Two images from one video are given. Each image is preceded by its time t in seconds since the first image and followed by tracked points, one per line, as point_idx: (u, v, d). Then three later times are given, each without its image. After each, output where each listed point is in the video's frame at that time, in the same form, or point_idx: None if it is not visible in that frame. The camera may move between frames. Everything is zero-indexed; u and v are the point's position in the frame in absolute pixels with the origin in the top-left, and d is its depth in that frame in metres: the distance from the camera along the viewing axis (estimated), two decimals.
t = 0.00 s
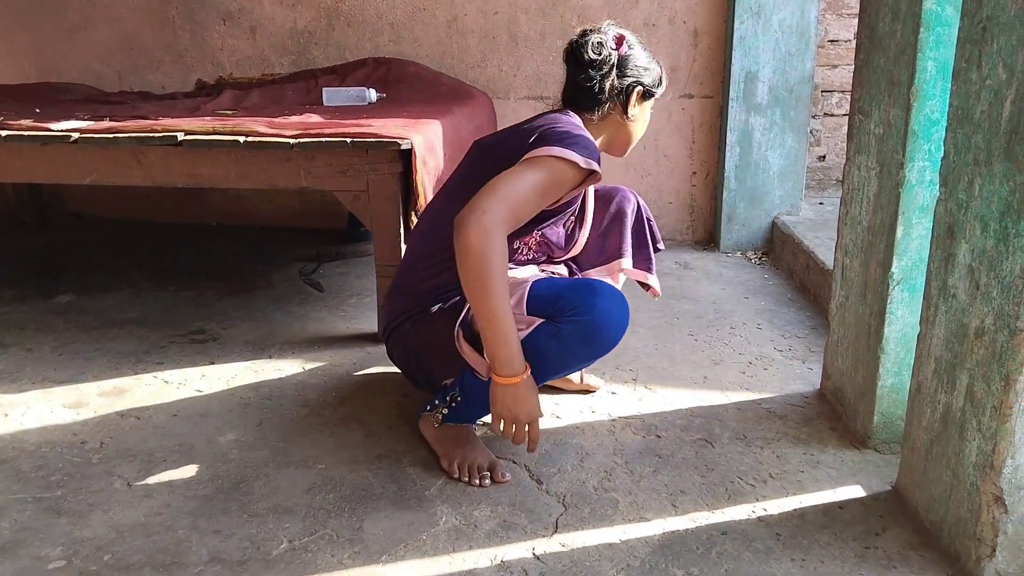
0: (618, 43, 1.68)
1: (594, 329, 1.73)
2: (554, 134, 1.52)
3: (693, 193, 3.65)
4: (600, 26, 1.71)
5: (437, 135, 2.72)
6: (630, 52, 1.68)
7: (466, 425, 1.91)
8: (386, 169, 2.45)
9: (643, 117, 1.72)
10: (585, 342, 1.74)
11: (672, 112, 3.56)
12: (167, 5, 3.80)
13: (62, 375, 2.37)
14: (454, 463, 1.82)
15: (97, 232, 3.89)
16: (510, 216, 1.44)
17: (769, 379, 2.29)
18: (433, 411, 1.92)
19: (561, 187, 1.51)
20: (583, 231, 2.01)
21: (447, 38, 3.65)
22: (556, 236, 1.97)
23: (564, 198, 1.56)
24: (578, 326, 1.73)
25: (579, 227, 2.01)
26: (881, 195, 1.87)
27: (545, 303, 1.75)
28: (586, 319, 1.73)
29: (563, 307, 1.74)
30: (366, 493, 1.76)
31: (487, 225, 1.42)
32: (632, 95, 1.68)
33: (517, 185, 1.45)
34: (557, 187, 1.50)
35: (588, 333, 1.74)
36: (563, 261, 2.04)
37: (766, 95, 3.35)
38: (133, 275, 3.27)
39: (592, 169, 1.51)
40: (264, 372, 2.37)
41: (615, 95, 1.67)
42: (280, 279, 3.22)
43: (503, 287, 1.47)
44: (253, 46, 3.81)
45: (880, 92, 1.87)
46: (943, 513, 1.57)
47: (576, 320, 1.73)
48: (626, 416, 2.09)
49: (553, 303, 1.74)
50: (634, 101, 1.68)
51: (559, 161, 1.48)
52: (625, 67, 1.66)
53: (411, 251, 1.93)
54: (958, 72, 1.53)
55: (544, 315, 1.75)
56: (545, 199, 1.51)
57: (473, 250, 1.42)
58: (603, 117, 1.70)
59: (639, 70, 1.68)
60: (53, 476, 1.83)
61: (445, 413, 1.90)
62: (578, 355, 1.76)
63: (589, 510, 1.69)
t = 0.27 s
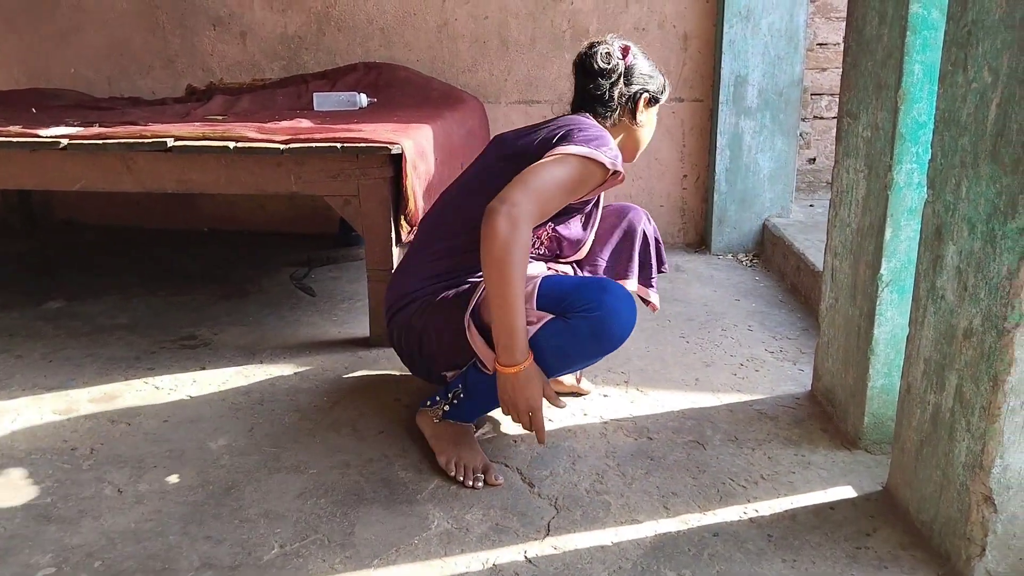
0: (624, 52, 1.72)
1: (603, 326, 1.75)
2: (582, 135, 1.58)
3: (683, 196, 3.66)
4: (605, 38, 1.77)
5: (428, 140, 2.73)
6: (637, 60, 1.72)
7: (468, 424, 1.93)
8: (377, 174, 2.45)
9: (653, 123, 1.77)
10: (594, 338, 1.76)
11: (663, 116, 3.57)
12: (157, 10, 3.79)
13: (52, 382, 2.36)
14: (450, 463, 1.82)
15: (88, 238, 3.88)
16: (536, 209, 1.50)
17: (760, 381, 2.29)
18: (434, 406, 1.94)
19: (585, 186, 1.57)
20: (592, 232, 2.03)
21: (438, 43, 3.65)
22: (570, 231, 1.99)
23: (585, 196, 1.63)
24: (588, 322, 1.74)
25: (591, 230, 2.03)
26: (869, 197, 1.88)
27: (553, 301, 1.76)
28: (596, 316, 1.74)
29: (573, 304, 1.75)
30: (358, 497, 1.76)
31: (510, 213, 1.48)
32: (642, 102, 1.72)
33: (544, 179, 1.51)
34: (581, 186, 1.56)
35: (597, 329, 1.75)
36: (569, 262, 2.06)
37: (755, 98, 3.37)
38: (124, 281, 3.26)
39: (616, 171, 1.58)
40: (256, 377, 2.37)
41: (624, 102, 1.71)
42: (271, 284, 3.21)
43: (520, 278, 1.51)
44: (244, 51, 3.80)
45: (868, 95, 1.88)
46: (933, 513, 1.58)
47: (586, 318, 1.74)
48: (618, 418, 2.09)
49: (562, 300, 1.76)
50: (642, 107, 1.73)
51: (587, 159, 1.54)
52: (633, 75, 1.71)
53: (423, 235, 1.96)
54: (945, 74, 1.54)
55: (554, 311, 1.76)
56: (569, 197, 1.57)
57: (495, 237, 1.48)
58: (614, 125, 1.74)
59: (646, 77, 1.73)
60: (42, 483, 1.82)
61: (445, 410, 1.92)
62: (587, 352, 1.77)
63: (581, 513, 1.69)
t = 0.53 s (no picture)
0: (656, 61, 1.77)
1: (587, 309, 1.75)
2: (594, 135, 1.61)
3: (680, 195, 3.66)
4: (640, 43, 1.81)
5: (424, 137, 2.72)
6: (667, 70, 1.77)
7: (459, 424, 1.91)
8: (372, 171, 2.44)
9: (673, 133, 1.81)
10: (579, 322, 1.75)
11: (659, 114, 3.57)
12: (154, 6, 3.78)
13: (45, 378, 2.35)
14: (443, 461, 1.82)
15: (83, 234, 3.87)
16: (536, 206, 1.51)
17: (754, 380, 2.29)
18: (425, 408, 1.94)
19: (590, 186, 1.58)
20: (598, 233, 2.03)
21: (435, 40, 3.64)
22: (575, 231, 1.98)
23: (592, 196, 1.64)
24: (572, 306, 1.74)
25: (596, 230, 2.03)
26: (864, 197, 1.87)
27: (538, 288, 1.77)
28: (580, 298, 1.75)
29: (557, 290, 1.76)
30: (351, 495, 1.76)
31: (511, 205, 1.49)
32: (668, 110, 1.76)
33: (550, 175, 1.52)
34: (587, 186, 1.58)
35: (582, 313, 1.75)
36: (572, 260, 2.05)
37: (752, 97, 3.37)
38: (118, 277, 3.25)
39: (624, 175, 1.60)
40: (249, 374, 2.36)
41: (650, 108, 1.75)
42: (266, 280, 3.21)
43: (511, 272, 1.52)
44: (241, 47, 3.79)
45: (863, 94, 1.88)
46: (925, 513, 1.58)
47: (569, 300, 1.74)
48: (612, 417, 2.09)
49: (545, 286, 1.77)
50: (667, 116, 1.76)
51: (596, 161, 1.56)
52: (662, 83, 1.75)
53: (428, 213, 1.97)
54: (940, 74, 1.54)
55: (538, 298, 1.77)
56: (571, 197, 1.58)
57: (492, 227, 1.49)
58: (636, 130, 1.77)
59: (674, 88, 1.76)
60: (34, 480, 1.82)
61: (435, 410, 1.91)
62: (572, 337, 1.77)
63: (574, 511, 1.69)
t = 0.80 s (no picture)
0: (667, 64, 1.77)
1: (567, 289, 1.78)
2: (586, 142, 1.67)
3: (674, 195, 3.67)
4: (653, 43, 1.82)
5: (418, 138, 2.72)
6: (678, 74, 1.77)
7: (452, 426, 1.89)
8: (366, 172, 2.44)
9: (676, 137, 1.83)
10: (560, 303, 1.79)
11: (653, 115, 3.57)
12: (146, 8, 3.77)
13: (39, 382, 2.34)
14: (439, 465, 1.81)
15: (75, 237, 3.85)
16: (502, 214, 1.63)
17: (749, 380, 2.30)
18: (418, 411, 1.92)
19: (571, 194, 1.66)
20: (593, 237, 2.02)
21: (428, 41, 3.64)
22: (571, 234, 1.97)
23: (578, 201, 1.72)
24: (551, 287, 1.78)
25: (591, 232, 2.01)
26: (857, 197, 1.88)
27: (521, 272, 1.81)
28: (559, 279, 1.78)
29: (537, 274, 1.81)
30: (347, 497, 1.75)
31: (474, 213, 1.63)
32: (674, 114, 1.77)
33: (523, 184, 1.62)
34: (566, 196, 1.66)
35: (562, 294, 1.78)
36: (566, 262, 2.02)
37: (745, 97, 3.37)
38: (112, 280, 3.24)
39: (610, 185, 1.66)
40: (244, 377, 2.36)
41: (657, 110, 1.76)
42: (261, 282, 3.20)
43: (460, 271, 1.70)
44: (233, 49, 3.79)
45: (856, 94, 1.89)
46: (921, 512, 1.59)
47: (549, 283, 1.78)
48: (608, 417, 2.09)
49: (526, 272, 1.81)
50: (673, 120, 1.78)
51: (575, 172, 1.63)
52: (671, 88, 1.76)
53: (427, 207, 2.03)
54: (932, 74, 1.55)
55: (519, 283, 1.81)
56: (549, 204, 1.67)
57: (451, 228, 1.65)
58: (641, 131, 1.79)
59: (683, 93, 1.77)
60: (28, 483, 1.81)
61: (428, 413, 1.90)
62: (553, 319, 1.80)
63: (570, 512, 1.69)
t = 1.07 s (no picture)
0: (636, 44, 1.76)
1: (550, 262, 1.79)
2: (558, 135, 1.73)
3: (677, 199, 3.67)
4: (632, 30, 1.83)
5: (422, 140, 2.72)
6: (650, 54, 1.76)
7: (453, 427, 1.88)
8: (371, 174, 2.45)
9: (661, 120, 1.80)
10: (546, 277, 1.79)
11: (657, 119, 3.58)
12: (152, 9, 3.78)
13: (42, 381, 2.35)
14: (440, 468, 1.82)
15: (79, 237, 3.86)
16: (479, 211, 1.73)
17: (752, 384, 2.30)
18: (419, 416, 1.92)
19: (546, 185, 1.73)
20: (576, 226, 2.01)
21: (433, 43, 3.65)
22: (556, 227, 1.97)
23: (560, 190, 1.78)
24: (535, 263, 1.79)
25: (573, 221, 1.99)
26: (861, 201, 1.88)
27: (506, 258, 1.83)
28: (542, 255, 1.79)
29: (521, 255, 1.82)
30: (349, 499, 1.76)
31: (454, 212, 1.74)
32: (648, 97, 1.76)
33: (495, 181, 1.71)
34: (541, 187, 1.73)
35: (546, 268, 1.79)
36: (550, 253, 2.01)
37: (750, 101, 3.37)
38: (116, 280, 3.25)
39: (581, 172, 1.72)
40: (247, 378, 2.36)
41: (629, 95, 1.77)
42: (264, 284, 3.21)
43: (461, 267, 1.82)
44: (238, 50, 3.79)
45: (861, 99, 1.89)
46: (924, 517, 1.59)
47: (532, 259, 1.80)
48: (611, 421, 2.09)
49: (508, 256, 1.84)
50: (649, 102, 1.77)
51: (545, 166, 1.70)
52: (639, 69, 1.75)
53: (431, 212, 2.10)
54: (937, 79, 1.55)
55: (505, 266, 1.83)
56: (527, 198, 1.74)
57: (435, 228, 1.78)
58: (620, 118, 1.80)
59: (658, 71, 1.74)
60: (32, 483, 1.82)
61: (428, 414, 1.89)
62: (542, 295, 1.80)
63: (572, 515, 1.69)
